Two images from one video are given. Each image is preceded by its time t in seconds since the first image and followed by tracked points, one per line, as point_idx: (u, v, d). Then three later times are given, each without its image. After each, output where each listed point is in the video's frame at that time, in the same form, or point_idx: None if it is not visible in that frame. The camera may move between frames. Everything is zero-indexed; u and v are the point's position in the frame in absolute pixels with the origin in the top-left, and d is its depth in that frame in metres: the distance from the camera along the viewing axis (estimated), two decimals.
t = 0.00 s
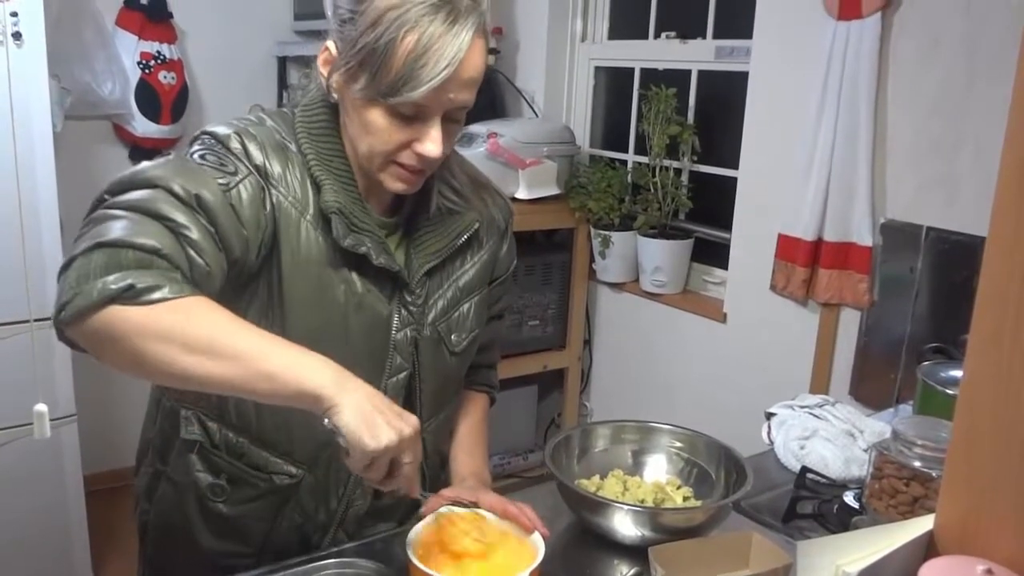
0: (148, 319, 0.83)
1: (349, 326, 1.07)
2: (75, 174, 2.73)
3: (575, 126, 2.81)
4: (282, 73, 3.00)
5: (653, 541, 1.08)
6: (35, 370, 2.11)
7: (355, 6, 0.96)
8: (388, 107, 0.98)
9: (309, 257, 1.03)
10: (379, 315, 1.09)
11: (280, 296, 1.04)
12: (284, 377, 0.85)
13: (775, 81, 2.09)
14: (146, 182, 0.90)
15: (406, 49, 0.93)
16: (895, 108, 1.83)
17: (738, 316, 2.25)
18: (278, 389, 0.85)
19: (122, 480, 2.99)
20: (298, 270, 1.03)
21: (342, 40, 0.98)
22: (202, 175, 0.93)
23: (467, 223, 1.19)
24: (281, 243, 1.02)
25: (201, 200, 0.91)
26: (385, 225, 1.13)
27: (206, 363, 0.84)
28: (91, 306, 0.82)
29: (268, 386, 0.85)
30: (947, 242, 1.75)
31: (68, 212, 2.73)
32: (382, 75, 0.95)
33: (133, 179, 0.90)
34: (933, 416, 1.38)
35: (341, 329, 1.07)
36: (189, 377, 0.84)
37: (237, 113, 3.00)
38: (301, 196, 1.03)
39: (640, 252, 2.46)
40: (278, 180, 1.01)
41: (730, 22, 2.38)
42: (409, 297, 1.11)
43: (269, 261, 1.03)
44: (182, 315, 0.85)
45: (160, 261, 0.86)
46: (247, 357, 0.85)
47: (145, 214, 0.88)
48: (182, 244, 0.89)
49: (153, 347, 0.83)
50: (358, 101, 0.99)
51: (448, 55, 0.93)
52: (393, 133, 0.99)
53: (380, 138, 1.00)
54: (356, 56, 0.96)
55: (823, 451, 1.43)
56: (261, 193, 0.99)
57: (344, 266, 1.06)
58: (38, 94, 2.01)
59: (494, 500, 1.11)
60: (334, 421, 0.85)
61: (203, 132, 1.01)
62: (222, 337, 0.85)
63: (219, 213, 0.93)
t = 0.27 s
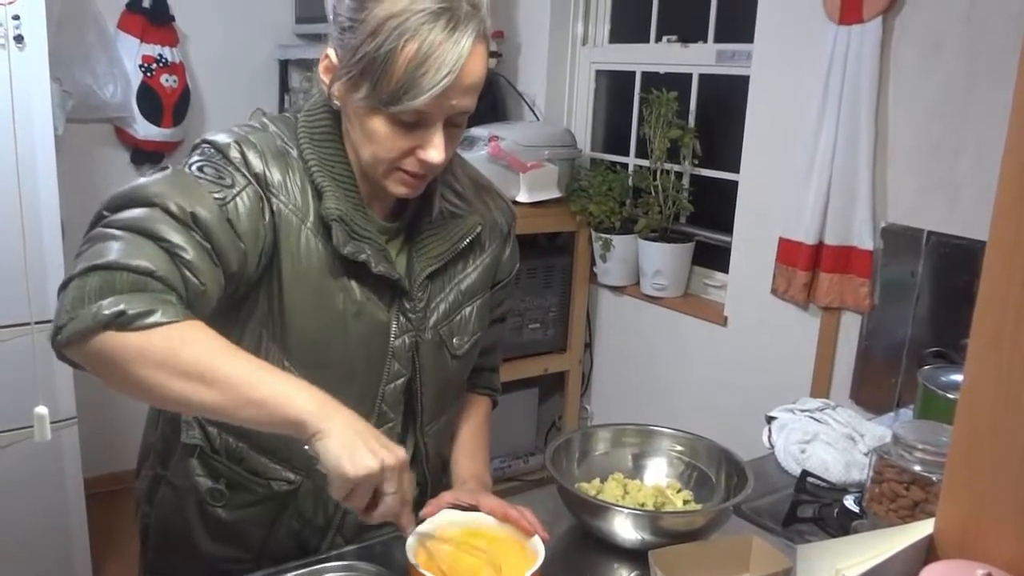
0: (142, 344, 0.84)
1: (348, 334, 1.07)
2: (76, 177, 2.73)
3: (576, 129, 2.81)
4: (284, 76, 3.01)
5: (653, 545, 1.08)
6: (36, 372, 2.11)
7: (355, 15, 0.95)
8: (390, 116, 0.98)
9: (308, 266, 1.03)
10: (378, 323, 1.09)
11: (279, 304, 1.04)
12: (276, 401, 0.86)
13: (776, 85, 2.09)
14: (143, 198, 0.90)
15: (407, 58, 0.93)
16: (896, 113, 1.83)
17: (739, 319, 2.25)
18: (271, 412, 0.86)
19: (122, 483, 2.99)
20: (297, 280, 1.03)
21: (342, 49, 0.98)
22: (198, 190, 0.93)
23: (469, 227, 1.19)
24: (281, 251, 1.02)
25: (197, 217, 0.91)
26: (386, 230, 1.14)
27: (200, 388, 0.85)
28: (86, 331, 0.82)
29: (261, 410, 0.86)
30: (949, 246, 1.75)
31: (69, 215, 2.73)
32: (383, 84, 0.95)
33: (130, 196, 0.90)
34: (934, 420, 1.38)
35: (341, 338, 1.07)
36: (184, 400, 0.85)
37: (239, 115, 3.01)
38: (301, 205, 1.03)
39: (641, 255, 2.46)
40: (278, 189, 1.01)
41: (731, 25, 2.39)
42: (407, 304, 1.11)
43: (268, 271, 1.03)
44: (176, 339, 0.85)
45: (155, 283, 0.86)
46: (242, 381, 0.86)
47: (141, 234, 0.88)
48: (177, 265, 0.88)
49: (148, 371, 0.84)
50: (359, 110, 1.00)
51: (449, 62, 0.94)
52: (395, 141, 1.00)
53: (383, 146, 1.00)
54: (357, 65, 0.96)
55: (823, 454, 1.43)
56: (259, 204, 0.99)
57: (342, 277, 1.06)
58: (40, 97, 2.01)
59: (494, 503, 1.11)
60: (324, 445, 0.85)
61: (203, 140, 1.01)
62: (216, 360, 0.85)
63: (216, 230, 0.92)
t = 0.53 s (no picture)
0: (134, 358, 0.84)
1: (345, 337, 1.07)
2: (76, 180, 2.73)
3: (576, 132, 2.81)
4: (284, 78, 3.01)
5: (654, 547, 1.08)
6: (36, 375, 2.11)
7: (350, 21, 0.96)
8: (387, 121, 0.98)
9: (304, 271, 1.03)
10: (375, 327, 1.09)
11: (277, 309, 1.04)
12: (267, 413, 0.86)
13: (775, 87, 2.09)
14: (134, 210, 0.89)
15: (402, 63, 0.93)
16: (896, 115, 1.83)
17: (740, 322, 2.25)
18: (262, 423, 0.86)
19: (123, 486, 2.99)
20: (294, 286, 1.03)
21: (339, 56, 0.98)
22: (190, 200, 0.92)
23: (473, 227, 1.20)
24: (277, 257, 1.02)
25: (188, 228, 0.90)
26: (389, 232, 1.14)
27: (192, 400, 0.85)
28: (78, 346, 0.83)
29: (253, 421, 0.86)
30: (949, 249, 1.75)
31: (70, 217, 2.73)
32: (379, 89, 0.95)
33: (122, 208, 0.90)
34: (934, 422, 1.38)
35: (338, 342, 1.07)
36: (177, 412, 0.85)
37: (239, 118, 3.01)
38: (296, 210, 1.03)
39: (641, 258, 2.46)
40: (273, 194, 1.01)
41: (731, 28, 2.39)
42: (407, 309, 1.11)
43: (265, 276, 1.03)
44: (168, 352, 0.85)
45: (146, 296, 0.86)
46: (233, 393, 0.86)
47: (132, 246, 0.87)
48: (167, 276, 0.88)
49: (140, 385, 0.84)
50: (357, 116, 1.00)
51: (444, 67, 0.94)
52: (393, 147, 1.00)
53: (382, 152, 1.01)
54: (353, 71, 0.96)
55: (824, 457, 1.43)
56: (253, 211, 0.99)
57: (338, 282, 1.06)
58: (41, 100, 2.02)
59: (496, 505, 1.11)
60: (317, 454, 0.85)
61: (200, 146, 1.01)
62: (207, 372, 0.85)
63: (207, 240, 0.92)
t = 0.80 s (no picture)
0: (133, 359, 0.84)
1: (344, 338, 1.07)
2: (76, 179, 2.73)
3: (576, 134, 2.81)
4: (285, 79, 3.01)
5: (651, 550, 1.07)
6: (34, 374, 2.11)
7: (349, 22, 0.96)
8: (385, 122, 0.98)
9: (302, 271, 1.03)
10: (374, 328, 1.08)
11: (275, 309, 1.04)
12: (265, 413, 0.86)
13: (775, 90, 2.09)
14: (132, 212, 0.89)
15: (398, 64, 0.94)
16: (896, 119, 1.83)
17: (738, 324, 2.25)
18: (260, 425, 0.86)
19: (120, 486, 2.99)
20: (293, 287, 1.03)
21: (337, 56, 0.98)
22: (187, 201, 0.92)
23: (473, 229, 1.20)
24: (276, 256, 1.02)
25: (185, 229, 0.90)
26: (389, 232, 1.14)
27: (191, 402, 0.85)
28: (78, 349, 0.83)
29: (251, 422, 0.86)
30: (948, 253, 1.75)
31: (70, 216, 2.73)
32: (376, 90, 0.95)
33: (121, 209, 0.90)
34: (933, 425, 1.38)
35: (337, 343, 1.07)
36: (177, 413, 0.86)
37: (240, 118, 3.01)
38: (295, 209, 1.03)
39: (640, 260, 2.46)
40: (272, 194, 1.01)
41: (731, 31, 2.39)
42: (406, 309, 1.10)
43: (264, 276, 1.03)
44: (166, 353, 0.85)
45: (144, 297, 0.86)
46: (232, 394, 0.86)
47: (130, 248, 0.87)
48: (165, 278, 0.88)
49: (139, 386, 0.84)
50: (356, 116, 1.00)
51: (441, 67, 0.94)
52: (391, 148, 1.00)
53: (380, 152, 1.01)
54: (351, 71, 0.96)
55: (822, 460, 1.43)
56: (251, 211, 0.99)
57: (337, 282, 1.06)
58: (41, 99, 2.02)
59: (493, 506, 1.11)
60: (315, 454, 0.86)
61: (199, 145, 1.01)
62: (205, 373, 0.85)
63: (205, 240, 0.92)
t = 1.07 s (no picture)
0: (134, 365, 0.84)
1: (344, 340, 1.07)
2: (74, 177, 2.73)
3: (575, 135, 2.81)
4: (283, 78, 3.01)
5: (647, 552, 1.07)
6: (31, 373, 2.11)
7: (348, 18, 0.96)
8: (384, 118, 0.98)
9: (302, 273, 1.03)
10: (373, 330, 1.08)
11: (275, 312, 1.04)
12: (267, 418, 0.86)
13: (773, 91, 2.09)
14: (133, 217, 0.89)
15: (397, 58, 0.93)
16: (894, 123, 1.83)
17: (735, 326, 2.25)
18: (261, 429, 0.86)
19: (116, 484, 2.98)
20: (293, 289, 1.03)
21: (336, 54, 0.98)
22: (188, 206, 0.92)
23: (472, 230, 1.19)
24: (276, 259, 1.02)
25: (186, 234, 0.90)
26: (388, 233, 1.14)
27: (192, 407, 0.85)
28: (80, 355, 0.83)
29: (252, 426, 0.86)
30: (945, 256, 1.76)
31: (67, 214, 2.73)
32: (374, 86, 0.95)
33: (122, 214, 0.90)
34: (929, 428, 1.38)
35: (336, 346, 1.07)
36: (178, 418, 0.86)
37: (238, 117, 3.01)
38: (295, 212, 1.03)
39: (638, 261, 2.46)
40: (272, 196, 1.01)
41: (730, 33, 2.39)
42: (405, 311, 1.10)
43: (265, 279, 1.03)
44: (166, 359, 0.85)
45: (145, 303, 0.86)
46: (233, 398, 0.86)
47: (130, 253, 0.87)
48: (167, 283, 0.88)
49: (141, 393, 0.84)
50: (355, 114, 1.00)
51: (439, 61, 0.93)
52: (391, 145, 1.00)
53: (380, 149, 1.00)
54: (349, 68, 0.96)
55: (818, 462, 1.43)
56: (252, 214, 0.98)
57: (337, 285, 1.05)
58: (39, 98, 2.01)
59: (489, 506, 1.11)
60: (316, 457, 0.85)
61: (198, 148, 1.01)
62: (205, 378, 0.85)
63: (206, 245, 0.91)
